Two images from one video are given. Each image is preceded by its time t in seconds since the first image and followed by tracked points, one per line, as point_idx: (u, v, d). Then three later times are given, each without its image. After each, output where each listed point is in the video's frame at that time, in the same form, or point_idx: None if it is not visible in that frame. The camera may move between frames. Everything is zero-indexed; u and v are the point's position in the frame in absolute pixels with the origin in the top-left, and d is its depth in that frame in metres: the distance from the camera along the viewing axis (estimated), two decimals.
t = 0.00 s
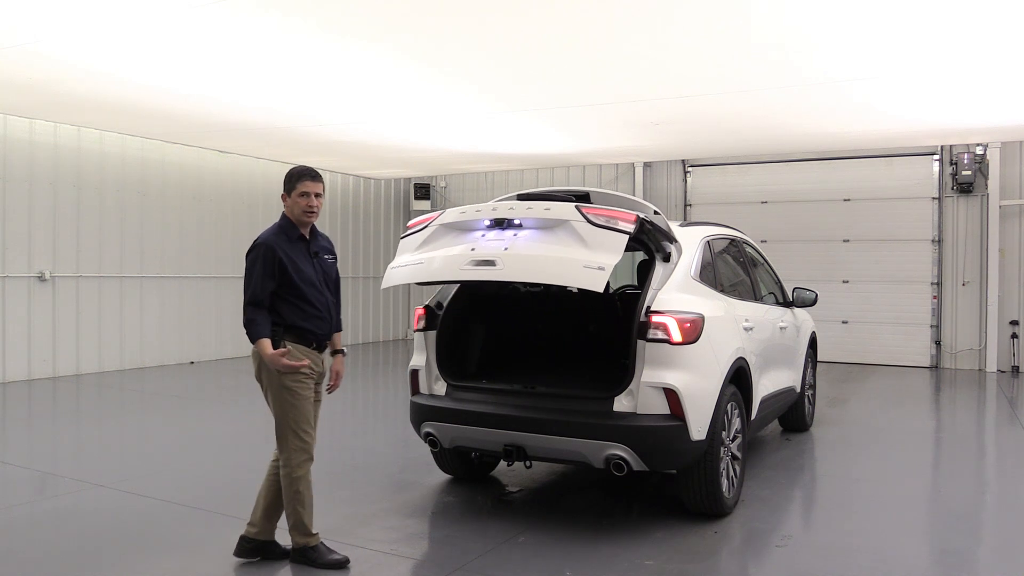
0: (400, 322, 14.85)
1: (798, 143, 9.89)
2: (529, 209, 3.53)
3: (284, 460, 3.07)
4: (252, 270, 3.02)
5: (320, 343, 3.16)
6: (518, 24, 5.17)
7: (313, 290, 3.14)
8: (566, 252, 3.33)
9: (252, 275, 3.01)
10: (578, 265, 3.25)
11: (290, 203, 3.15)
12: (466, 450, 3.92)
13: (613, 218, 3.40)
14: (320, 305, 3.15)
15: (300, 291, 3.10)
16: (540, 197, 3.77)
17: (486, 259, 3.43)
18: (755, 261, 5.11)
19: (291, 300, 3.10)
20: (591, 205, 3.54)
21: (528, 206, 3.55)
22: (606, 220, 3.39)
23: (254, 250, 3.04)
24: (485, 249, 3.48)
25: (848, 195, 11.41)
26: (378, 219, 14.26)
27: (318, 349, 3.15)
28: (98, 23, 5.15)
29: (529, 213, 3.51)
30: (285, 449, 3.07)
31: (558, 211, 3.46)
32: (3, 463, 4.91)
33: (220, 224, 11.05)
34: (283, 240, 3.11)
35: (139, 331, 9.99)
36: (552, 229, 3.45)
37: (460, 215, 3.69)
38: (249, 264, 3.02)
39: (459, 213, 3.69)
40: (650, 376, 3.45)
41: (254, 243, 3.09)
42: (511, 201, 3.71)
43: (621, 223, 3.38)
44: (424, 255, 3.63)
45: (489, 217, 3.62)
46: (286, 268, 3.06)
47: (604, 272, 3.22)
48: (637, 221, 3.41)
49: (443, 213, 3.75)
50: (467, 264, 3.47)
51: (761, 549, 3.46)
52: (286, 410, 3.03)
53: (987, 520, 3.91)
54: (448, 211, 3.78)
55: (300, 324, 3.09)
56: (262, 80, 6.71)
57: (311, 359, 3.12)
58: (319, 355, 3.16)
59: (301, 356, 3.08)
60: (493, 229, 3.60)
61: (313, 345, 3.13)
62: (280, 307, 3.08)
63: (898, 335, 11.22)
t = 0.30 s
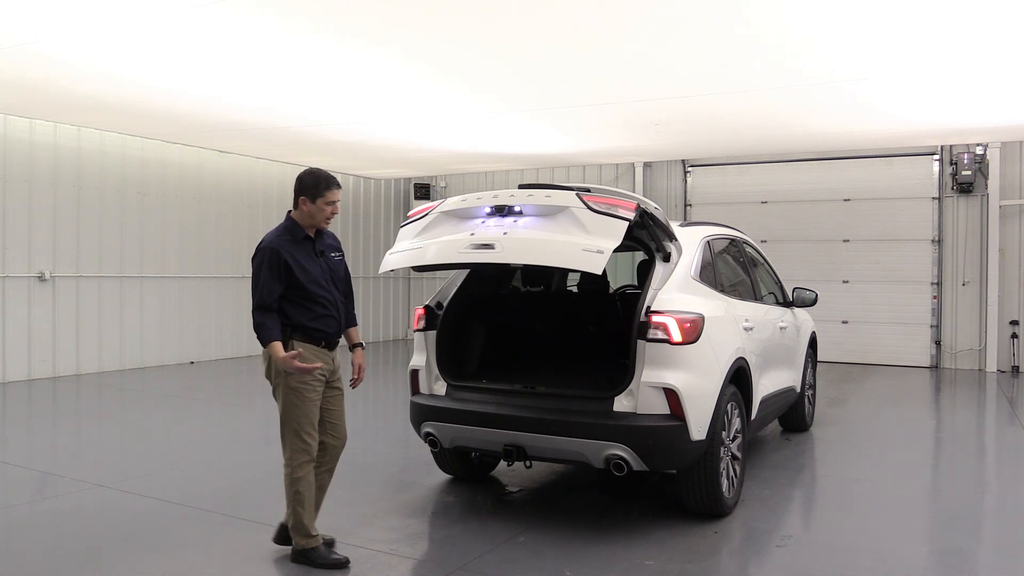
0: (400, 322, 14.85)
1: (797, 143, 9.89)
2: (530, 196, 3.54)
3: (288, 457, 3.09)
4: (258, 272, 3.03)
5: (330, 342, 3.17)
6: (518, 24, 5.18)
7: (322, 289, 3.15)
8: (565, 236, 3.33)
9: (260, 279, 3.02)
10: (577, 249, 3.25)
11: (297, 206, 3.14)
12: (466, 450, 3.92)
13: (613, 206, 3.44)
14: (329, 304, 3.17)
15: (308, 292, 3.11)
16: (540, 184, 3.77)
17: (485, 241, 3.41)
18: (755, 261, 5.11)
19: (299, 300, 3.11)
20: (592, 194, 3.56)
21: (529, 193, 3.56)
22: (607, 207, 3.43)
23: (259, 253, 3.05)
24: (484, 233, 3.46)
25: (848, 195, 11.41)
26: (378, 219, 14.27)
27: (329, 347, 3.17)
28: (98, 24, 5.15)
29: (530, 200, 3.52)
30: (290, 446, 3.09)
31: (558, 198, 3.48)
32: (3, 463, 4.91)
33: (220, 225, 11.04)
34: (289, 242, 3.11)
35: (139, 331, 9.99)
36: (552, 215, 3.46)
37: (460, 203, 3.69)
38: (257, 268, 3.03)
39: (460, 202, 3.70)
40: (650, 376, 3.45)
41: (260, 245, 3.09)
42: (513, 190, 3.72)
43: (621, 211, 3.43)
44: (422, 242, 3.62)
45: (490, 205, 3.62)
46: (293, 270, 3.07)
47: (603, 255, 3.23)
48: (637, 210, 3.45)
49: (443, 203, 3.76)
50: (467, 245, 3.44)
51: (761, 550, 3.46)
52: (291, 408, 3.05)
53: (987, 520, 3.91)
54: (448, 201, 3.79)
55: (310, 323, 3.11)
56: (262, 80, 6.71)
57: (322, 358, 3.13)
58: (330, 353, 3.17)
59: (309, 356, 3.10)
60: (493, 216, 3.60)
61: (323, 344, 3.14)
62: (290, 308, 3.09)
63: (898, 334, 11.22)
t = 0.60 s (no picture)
0: (400, 323, 14.86)
1: (797, 143, 9.89)
2: (531, 183, 3.55)
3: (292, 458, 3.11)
4: (283, 271, 2.97)
5: (341, 342, 3.20)
6: (518, 24, 5.18)
7: (337, 290, 3.16)
8: (565, 221, 3.34)
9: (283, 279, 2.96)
10: (577, 232, 3.27)
11: (315, 207, 3.12)
12: (466, 450, 3.92)
13: (614, 194, 3.45)
14: (342, 305, 3.19)
15: (325, 293, 3.11)
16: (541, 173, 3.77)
17: (484, 225, 3.42)
18: (755, 261, 5.11)
19: (316, 301, 3.09)
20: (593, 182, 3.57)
21: (529, 180, 3.57)
22: (607, 195, 3.44)
23: (282, 252, 2.99)
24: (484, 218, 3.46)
25: (848, 195, 11.41)
26: (378, 219, 14.27)
27: (339, 347, 3.20)
28: (97, 24, 5.15)
29: (531, 187, 3.53)
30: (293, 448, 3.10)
31: (558, 185, 3.49)
32: (3, 463, 4.92)
33: (220, 224, 11.04)
34: (308, 242, 3.08)
35: (139, 331, 9.99)
36: (552, 201, 3.46)
37: (463, 191, 3.68)
38: (282, 267, 2.96)
39: (462, 189, 3.68)
40: (650, 376, 3.45)
41: (278, 244, 3.03)
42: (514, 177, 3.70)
43: (622, 199, 3.44)
44: (421, 228, 3.59)
45: (492, 191, 3.61)
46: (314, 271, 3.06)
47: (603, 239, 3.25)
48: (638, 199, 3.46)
49: (444, 191, 3.74)
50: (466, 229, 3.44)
51: (761, 550, 3.46)
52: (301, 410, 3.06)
53: (986, 520, 3.91)
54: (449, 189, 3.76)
55: (328, 324, 3.11)
56: (262, 80, 6.71)
57: (334, 359, 3.15)
58: (339, 354, 3.20)
59: (320, 357, 3.09)
60: (494, 203, 3.59)
61: (336, 344, 3.17)
62: (308, 308, 3.07)
63: (898, 335, 11.22)
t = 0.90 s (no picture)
0: (400, 323, 14.86)
1: (797, 143, 9.89)
2: (533, 171, 3.55)
3: (315, 454, 3.12)
4: (303, 271, 2.95)
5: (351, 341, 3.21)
6: (517, 24, 5.18)
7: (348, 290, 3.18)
8: (566, 207, 3.34)
9: (306, 278, 2.94)
10: (577, 215, 3.27)
11: (327, 209, 3.12)
12: (466, 450, 3.92)
13: (615, 182, 3.46)
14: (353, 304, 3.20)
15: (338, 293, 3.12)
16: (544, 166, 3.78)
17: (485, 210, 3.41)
18: (755, 261, 5.11)
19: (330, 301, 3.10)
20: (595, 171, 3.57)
21: (532, 168, 3.57)
22: (608, 182, 3.45)
23: (302, 251, 2.97)
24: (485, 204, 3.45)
25: (848, 195, 11.41)
26: (378, 219, 14.27)
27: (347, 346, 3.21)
28: (97, 24, 5.15)
29: (532, 175, 3.53)
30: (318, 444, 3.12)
31: (560, 173, 3.49)
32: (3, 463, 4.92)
33: (220, 225, 11.03)
34: (323, 242, 3.08)
35: (140, 331, 9.99)
36: (553, 188, 3.46)
37: (465, 179, 3.67)
38: (304, 266, 2.94)
39: (463, 177, 3.68)
40: (650, 376, 3.45)
41: (296, 244, 3.00)
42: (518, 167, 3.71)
43: (622, 187, 3.45)
44: (422, 215, 3.58)
45: (493, 179, 3.61)
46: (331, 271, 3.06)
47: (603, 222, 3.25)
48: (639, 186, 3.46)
49: (446, 179, 3.73)
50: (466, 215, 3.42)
51: (761, 550, 3.46)
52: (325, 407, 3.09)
53: (986, 520, 3.91)
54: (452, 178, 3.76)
55: (341, 324, 3.12)
56: (262, 80, 6.71)
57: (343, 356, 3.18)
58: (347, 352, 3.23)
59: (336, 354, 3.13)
60: (495, 190, 3.58)
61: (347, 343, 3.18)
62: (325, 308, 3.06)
63: (898, 334, 11.22)
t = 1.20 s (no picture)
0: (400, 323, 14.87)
1: (797, 143, 9.88)
2: (535, 160, 3.57)
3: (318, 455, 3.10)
4: (301, 272, 2.95)
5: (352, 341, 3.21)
6: (517, 25, 5.18)
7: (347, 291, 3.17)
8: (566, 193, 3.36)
9: (303, 280, 2.95)
10: (577, 199, 3.28)
11: (326, 210, 3.11)
12: (466, 450, 3.92)
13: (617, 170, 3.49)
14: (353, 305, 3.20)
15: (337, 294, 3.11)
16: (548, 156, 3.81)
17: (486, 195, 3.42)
18: (755, 260, 5.11)
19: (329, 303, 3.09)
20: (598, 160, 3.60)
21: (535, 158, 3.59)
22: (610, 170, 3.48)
23: (298, 252, 2.97)
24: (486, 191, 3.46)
25: (848, 195, 11.41)
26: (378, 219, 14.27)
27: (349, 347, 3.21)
28: (96, 24, 5.15)
29: (535, 163, 3.55)
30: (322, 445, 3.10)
31: (563, 161, 3.51)
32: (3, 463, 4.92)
33: (220, 225, 11.04)
34: (321, 244, 3.08)
35: (139, 332, 9.99)
36: (555, 175, 3.48)
37: (467, 169, 3.67)
38: (300, 268, 2.95)
39: (466, 167, 3.68)
40: (650, 376, 3.45)
41: (292, 245, 3.00)
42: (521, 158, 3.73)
43: (624, 175, 3.47)
44: (422, 201, 3.57)
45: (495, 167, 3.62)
46: (329, 273, 3.06)
47: (603, 205, 3.27)
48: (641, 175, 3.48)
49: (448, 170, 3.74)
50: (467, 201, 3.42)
51: (761, 550, 3.46)
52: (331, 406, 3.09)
53: (986, 520, 3.91)
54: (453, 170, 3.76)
55: (342, 325, 3.12)
56: (262, 80, 6.71)
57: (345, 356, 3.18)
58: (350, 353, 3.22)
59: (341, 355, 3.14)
60: (496, 178, 3.58)
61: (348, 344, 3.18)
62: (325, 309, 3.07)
63: (898, 334, 11.22)
